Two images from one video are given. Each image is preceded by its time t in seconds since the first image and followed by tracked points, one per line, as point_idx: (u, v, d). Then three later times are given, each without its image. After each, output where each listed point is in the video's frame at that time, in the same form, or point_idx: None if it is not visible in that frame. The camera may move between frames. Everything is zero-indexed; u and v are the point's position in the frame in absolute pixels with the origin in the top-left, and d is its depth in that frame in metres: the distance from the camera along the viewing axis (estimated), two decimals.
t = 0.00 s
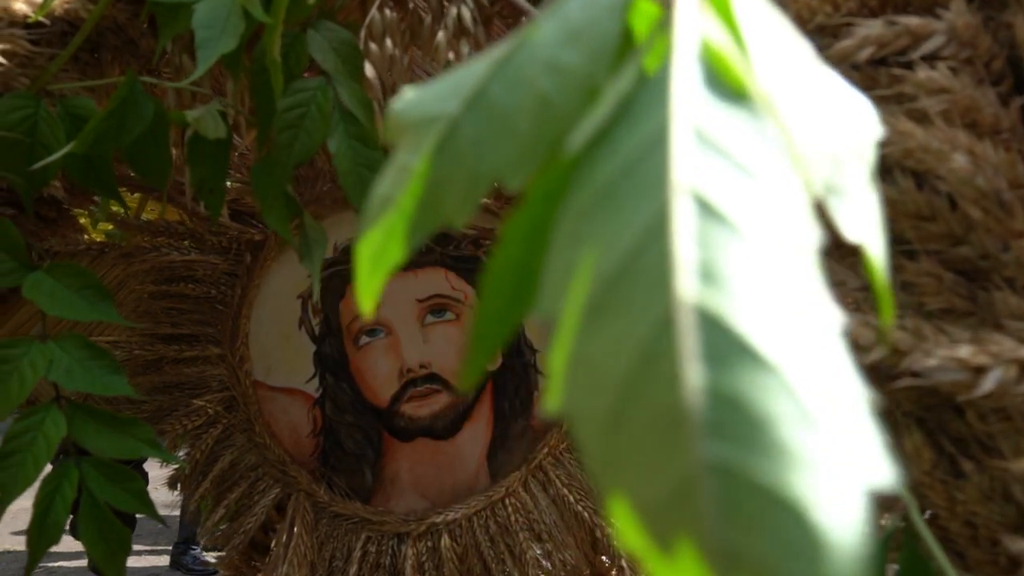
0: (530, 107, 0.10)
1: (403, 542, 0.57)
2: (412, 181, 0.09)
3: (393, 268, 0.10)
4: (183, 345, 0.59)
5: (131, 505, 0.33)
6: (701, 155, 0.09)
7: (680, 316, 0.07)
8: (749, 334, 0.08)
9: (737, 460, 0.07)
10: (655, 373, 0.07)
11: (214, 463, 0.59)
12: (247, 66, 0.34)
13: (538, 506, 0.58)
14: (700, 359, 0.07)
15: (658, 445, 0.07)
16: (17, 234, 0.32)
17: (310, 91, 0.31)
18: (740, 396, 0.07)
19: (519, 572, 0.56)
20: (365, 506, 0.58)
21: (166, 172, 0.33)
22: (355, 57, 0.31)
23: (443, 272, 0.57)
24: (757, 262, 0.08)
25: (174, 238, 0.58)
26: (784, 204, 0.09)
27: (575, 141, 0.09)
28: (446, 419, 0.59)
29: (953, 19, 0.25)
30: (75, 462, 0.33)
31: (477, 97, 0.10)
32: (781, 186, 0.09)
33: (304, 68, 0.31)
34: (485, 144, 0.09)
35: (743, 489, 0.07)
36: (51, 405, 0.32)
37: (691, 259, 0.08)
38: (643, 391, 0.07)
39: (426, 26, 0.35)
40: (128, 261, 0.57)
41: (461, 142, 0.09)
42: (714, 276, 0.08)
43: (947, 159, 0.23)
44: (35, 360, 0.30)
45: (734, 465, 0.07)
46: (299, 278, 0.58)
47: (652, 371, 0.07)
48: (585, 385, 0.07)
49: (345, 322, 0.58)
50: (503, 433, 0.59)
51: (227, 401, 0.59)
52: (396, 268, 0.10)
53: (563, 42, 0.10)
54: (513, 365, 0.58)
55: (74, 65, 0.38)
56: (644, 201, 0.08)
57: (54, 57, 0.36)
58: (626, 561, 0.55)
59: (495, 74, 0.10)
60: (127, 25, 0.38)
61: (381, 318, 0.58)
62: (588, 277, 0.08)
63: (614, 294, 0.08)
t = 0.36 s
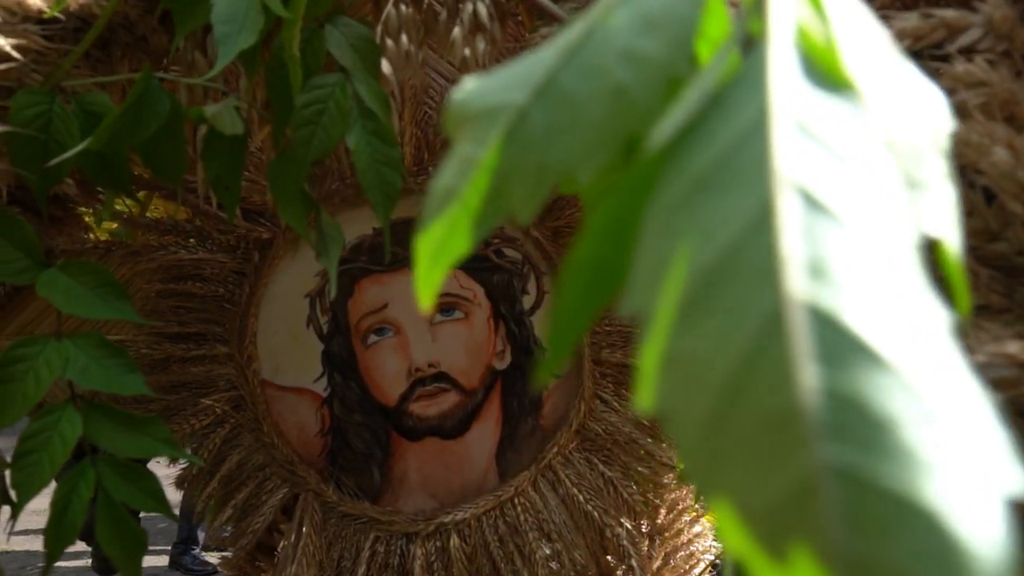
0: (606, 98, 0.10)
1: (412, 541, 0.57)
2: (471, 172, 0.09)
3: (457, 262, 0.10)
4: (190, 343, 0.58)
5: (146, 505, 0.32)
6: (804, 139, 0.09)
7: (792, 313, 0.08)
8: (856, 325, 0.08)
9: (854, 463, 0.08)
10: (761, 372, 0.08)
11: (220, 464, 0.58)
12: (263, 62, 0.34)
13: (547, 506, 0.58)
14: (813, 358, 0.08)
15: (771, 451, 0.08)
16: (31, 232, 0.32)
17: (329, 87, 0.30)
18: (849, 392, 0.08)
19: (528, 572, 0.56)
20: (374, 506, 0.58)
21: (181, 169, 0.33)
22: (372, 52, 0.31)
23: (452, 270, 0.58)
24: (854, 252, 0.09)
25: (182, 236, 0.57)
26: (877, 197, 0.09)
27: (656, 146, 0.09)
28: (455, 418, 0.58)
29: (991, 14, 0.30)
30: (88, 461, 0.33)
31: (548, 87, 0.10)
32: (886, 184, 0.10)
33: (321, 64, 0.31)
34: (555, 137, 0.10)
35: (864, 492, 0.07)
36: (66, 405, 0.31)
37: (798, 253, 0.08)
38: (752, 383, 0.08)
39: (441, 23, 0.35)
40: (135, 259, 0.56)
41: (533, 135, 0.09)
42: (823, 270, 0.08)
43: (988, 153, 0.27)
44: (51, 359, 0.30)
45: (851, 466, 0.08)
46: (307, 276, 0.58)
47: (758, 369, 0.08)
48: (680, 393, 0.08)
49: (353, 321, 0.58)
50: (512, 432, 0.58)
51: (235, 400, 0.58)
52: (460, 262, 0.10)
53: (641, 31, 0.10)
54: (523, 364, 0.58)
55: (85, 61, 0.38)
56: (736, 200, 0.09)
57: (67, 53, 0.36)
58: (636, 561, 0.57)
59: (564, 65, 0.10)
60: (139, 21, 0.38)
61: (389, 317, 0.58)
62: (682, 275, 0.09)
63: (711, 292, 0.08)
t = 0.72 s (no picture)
0: (690, 80, 0.09)
1: (422, 540, 0.57)
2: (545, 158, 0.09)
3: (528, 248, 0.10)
4: (199, 342, 0.57)
5: (163, 503, 0.32)
6: (925, 116, 0.09)
7: (929, 294, 0.08)
8: (997, 306, 0.08)
9: (1006, 449, 0.07)
10: (893, 356, 0.08)
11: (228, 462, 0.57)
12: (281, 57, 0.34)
13: (558, 504, 0.57)
14: (955, 340, 0.07)
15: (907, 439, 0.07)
16: (48, 229, 0.32)
17: (349, 82, 0.30)
18: (999, 377, 0.07)
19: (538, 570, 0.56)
20: (384, 505, 0.57)
21: (199, 164, 0.33)
22: (391, 47, 0.31)
23: (462, 268, 0.57)
24: (971, 225, 0.08)
25: (190, 235, 0.57)
26: (1000, 170, 0.09)
27: (748, 134, 0.09)
28: (465, 417, 0.58)
29: None
30: (106, 458, 0.32)
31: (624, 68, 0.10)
32: (1005, 152, 0.09)
33: (342, 57, 0.31)
34: (631, 122, 0.09)
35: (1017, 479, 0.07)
36: (82, 403, 0.31)
37: (932, 238, 0.08)
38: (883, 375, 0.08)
39: (458, 17, 0.35)
40: (143, 257, 0.55)
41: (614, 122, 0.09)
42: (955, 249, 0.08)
43: None
44: (68, 358, 0.30)
45: (1002, 452, 0.07)
46: (317, 274, 0.58)
47: (890, 352, 0.08)
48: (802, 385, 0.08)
49: (363, 319, 0.58)
50: (522, 430, 0.58)
51: (244, 399, 0.57)
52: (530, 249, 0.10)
53: (722, 9, 0.10)
54: (534, 361, 0.58)
55: (99, 57, 0.38)
56: (845, 179, 0.09)
57: (81, 48, 0.36)
58: (648, 560, 0.57)
59: (643, 45, 0.10)
60: (153, 16, 0.38)
61: (399, 315, 0.57)
62: (793, 256, 0.08)
63: (829, 273, 0.08)
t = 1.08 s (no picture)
0: (775, 64, 0.11)
1: (432, 538, 0.57)
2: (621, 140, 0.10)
3: (596, 238, 0.10)
4: (208, 339, 0.57)
5: (180, 500, 0.32)
6: None
7: None
8: None
9: None
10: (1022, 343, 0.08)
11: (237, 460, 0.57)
12: (299, 50, 0.34)
13: (568, 502, 0.57)
14: None
15: None
16: (65, 223, 0.31)
17: (370, 75, 0.29)
18: None
19: (549, 568, 0.56)
20: (393, 503, 0.57)
21: (216, 158, 0.32)
22: (413, 41, 0.31)
23: (472, 264, 0.57)
24: None
25: (199, 231, 0.56)
26: None
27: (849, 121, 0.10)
28: (476, 414, 0.58)
29: None
30: (124, 455, 0.32)
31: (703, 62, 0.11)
32: None
33: (362, 51, 0.31)
34: (712, 106, 0.11)
35: None
36: (100, 398, 0.31)
37: None
38: (1011, 362, 0.08)
39: (476, 11, 0.35)
40: (152, 253, 0.55)
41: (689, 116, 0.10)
42: None
43: None
44: (85, 354, 0.29)
45: None
46: (326, 270, 0.57)
47: (1019, 338, 0.08)
48: (928, 370, 0.08)
49: (373, 316, 0.57)
50: (533, 428, 0.58)
51: (253, 396, 0.57)
52: (598, 239, 0.10)
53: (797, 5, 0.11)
54: (545, 358, 0.58)
55: (113, 52, 0.37)
56: (952, 162, 0.09)
57: (96, 42, 0.35)
58: (659, 558, 0.56)
59: (722, 30, 0.11)
60: (166, 10, 0.37)
61: (409, 312, 0.57)
62: (912, 236, 0.09)
63: (950, 257, 0.08)
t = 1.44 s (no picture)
0: (852, 32, 0.10)
1: (440, 536, 0.57)
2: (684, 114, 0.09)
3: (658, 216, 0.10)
4: (215, 336, 0.57)
5: (196, 496, 0.31)
6: None
7: None
8: None
9: None
10: None
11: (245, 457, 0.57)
12: (313, 42, 0.33)
13: (576, 500, 0.57)
14: None
15: None
16: (79, 217, 0.31)
17: (387, 66, 0.29)
18: None
19: (557, 566, 0.56)
20: (401, 500, 0.57)
21: (231, 152, 0.32)
22: (428, 33, 0.30)
23: (480, 261, 0.57)
24: None
25: (205, 228, 0.56)
26: None
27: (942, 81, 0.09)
28: (484, 411, 0.57)
29: None
30: (138, 451, 0.31)
31: (773, 29, 0.10)
32: None
33: (377, 44, 0.30)
34: (786, 74, 0.09)
35: None
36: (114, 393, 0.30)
37: None
38: None
39: (489, 5, 0.34)
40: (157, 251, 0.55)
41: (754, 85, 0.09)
42: None
43: None
44: (100, 349, 0.29)
45: None
46: (334, 267, 0.57)
47: None
48: None
49: (380, 313, 0.57)
50: (540, 425, 0.58)
51: (260, 393, 0.57)
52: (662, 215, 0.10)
53: None
54: (553, 355, 0.58)
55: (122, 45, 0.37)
56: None
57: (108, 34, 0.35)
58: (667, 556, 0.56)
59: None
60: (175, 3, 0.37)
61: (416, 309, 0.57)
62: None
63: None
